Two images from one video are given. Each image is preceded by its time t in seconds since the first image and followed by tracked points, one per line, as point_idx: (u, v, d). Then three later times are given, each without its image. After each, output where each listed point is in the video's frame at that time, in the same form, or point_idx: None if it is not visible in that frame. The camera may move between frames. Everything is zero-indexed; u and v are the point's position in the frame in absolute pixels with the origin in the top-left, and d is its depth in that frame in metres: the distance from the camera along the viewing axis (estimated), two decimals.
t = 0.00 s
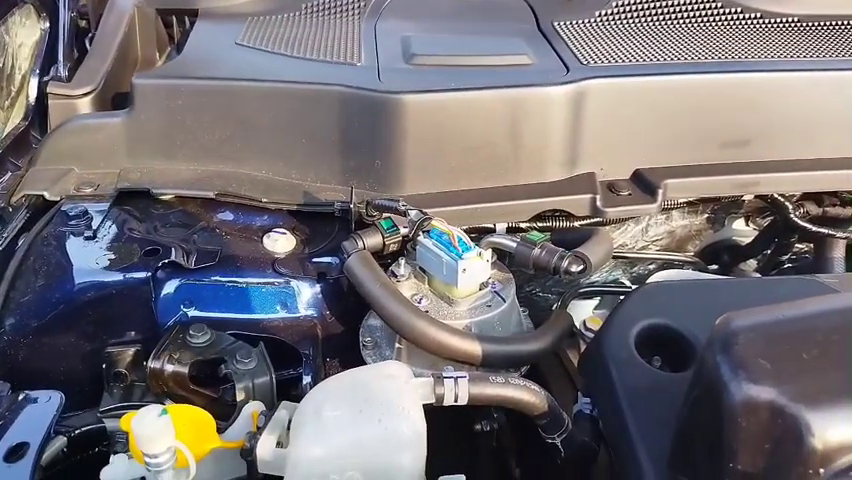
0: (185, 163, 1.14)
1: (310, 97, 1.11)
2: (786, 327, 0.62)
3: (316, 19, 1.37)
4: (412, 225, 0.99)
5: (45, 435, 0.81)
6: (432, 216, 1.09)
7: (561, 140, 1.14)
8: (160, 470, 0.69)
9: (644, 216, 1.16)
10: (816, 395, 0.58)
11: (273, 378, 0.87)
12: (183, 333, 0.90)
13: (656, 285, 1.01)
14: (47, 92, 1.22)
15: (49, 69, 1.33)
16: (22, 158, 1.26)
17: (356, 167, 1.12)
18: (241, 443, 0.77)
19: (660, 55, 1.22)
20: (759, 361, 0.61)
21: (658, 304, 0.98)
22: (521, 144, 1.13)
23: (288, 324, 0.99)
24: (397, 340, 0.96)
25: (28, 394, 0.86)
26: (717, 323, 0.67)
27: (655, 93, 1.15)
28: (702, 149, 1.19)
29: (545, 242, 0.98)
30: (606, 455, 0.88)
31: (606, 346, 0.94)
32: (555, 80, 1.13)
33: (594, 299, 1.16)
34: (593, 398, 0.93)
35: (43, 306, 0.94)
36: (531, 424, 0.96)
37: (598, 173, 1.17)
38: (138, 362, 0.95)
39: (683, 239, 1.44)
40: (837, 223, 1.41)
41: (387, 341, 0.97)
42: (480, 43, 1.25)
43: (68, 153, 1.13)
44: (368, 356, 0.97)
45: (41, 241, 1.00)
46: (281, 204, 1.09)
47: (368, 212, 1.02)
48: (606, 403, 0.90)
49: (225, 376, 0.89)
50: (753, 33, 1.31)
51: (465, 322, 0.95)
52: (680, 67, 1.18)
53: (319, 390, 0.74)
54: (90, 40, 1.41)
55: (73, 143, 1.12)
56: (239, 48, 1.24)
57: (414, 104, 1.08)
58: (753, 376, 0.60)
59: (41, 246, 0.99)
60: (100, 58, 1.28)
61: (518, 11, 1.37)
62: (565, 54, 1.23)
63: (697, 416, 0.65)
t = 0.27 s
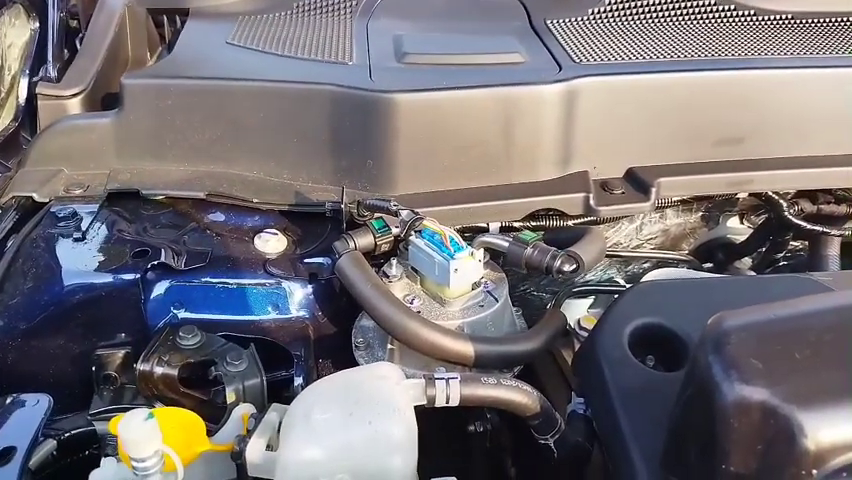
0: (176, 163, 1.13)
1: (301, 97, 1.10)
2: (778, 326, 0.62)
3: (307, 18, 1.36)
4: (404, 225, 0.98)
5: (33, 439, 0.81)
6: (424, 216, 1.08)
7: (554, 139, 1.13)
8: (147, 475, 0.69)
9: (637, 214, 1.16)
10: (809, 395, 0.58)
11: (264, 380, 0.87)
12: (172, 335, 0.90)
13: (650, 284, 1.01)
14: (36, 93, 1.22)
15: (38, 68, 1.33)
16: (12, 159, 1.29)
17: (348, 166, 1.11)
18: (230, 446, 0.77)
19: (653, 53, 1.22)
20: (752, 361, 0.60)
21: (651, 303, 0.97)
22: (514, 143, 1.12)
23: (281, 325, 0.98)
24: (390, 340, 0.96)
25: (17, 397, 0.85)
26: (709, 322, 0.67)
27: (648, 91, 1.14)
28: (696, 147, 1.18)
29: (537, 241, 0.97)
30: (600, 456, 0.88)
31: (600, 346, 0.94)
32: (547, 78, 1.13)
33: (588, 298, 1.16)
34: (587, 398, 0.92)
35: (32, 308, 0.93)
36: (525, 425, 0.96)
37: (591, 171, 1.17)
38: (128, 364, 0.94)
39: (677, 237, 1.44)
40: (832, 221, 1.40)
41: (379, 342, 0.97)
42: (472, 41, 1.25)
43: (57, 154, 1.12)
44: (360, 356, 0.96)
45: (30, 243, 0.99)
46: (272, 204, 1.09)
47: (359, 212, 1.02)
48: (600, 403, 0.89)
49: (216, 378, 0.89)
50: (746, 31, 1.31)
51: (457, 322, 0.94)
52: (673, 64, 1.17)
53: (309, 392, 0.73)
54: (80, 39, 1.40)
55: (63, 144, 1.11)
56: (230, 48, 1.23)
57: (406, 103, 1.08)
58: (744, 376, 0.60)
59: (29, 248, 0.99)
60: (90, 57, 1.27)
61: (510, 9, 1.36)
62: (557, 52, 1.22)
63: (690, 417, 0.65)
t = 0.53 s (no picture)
0: (167, 159, 1.12)
1: (292, 92, 1.09)
2: (774, 322, 0.61)
3: (300, 13, 1.35)
4: (396, 222, 0.97)
5: (20, 439, 0.80)
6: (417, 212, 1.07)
7: (549, 134, 1.12)
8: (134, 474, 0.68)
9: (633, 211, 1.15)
10: (803, 393, 0.57)
11: (255, 378, 0.86)
12: (163, 332, 0.89)
13: (645, 280, 1.00)
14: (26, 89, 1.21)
15: (28, 64, 1.32)
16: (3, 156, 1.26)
17: (341, 162, 1.10)
18: (220, 445, 0.76)
19: (648, 47, 1.21)
20: (746, 359, 0.59)
21: (646, 300, 0.97)
22: (508, 138, 1.11)
23: (273, 323, 0.97)
24: (383, 338, 0.95)
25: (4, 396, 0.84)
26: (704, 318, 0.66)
27: (643, 86, 1.13)
28: (693, 142, 1.17)
29: (531, 238, 0.96)
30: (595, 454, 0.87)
31: (594, 343, 0.93)
32: (542, 73, 1.12)
33: (584, 295, 1.15)
34: (582, 395, 0.91)
35: (21, 305, 0.93)
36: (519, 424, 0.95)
37: (586, 167, 1.16)
38: (118, 362, 0.93)
39: (673, 234, 1.43)
40: (829, 217, 1.40)
41: (372, 340, 0.96)
42: (466, 36, 1.24)
43: (48, 151, 1.11)
44: (353, 354, 0.95)
45: (19, 240, 0.99)
46: (265, 200, 1.08)
47: (352, 209, 1.00)
48: (594, 401, 0.89)
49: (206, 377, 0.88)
50: (742, 25, 1.30)
51: (451, 320, 0.93)
52: (669, 59, 1.16)
53: (300, 390, 0.72)
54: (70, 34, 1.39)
55: (53, 141, 1.11)
56: (223, 43, 1.23)
57: (400, 98, 1.07)
58: (739, 374, 0.59)
59: (19, 245, 0.98)
60: (81, 52, 1.26)
61: (504, 4, 1.35)
62: (552, 46, 1.22)
63: (684, 415, 0.64)
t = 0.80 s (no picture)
0: (153, 159, 1.11)
1: (279, 91, 1.08)
2: (762, 323, 0.60)
3: (288, 11, 1.34)
4: (384, 222, 0.96)
5: None
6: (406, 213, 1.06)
7: (539, 134, 1.11)
8: None
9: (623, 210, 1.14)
10: (792, 396, 0.56)
11: (241, 382, 0.85)
12: (147, 336, 0.88)
13: (635, 280, 0.99)
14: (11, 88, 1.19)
15: (13, 63, 1.31)
16: None
17: (329, 162, 1.09)
18: (203, 450, 0.75)
19: (639, 46, 1.20)
20: (734, 361, 0.58)
21: (637, 300, 0.96)
22: (498, 137, 1.10)
23: (261, 325, 0.96)
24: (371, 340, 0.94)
25: None
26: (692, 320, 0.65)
27: (634, 84, 1.13)
28: (683, 141, 1.16)
29: (521, 238, 0.95)
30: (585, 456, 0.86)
31: (584, 344, 0.92)
32: (533, 71, 1.11)
33: (574, 295, 1.14)
34: (572, 397, 0.91)
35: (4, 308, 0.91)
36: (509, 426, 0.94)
37: (577, 167, 1.15)
38: (102, 365, 0.92)
39: (665, 233, 1.43)
40: (820, 215, 1.40)
41: (360, 342, 0.95)
42: (455, 34, 1.23)
43: (33, 151, 1.10)
44: (341, 356, 0.95)
45: (3, 242, 0.97)
46: (252, 201, 1.07)
47: (339, 209, 0.99)
48: (584, 403, 0.88)
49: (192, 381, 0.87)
50: (734, 23, 1.29)
51: (439, 321, 0.92)
52: (659, 57, 1.15)
53: (284, 393, 0.71)
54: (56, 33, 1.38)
55: (37, 141, 1.10)
56: (210, 41, 1.22)
57: (388, 97, 1.06)
58: (727, 377, 0.58)
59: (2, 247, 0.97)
60: (67, 52, 1.25)
61: (495, 2, 1.34)
62: (542, 45, 1.21)
63: (672, 418, 0.63)
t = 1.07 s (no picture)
0: (138, 164, 1.11)
1: (264, 94, 1.07)
2: (747, 327, 0.60)
3: (274, 12, 1.34)
4: (369, 226, 0.96)
5: None
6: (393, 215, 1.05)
7: (526, 135, 1.11)
8: None
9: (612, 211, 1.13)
10: (776, 401, 0.55)
11: (225, 388, 0.85)
12: (130, 342, 0.88)
13: (623, 282, 0.99)
14: None
15: None
16: None
17: (315, 164, 1.08)
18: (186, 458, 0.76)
19: (626, 46, 1.19)
20: (718, 365, 0.58)
21: (624, 302, 0.96)
22: (485, 139, 1.10)
23: (246, 331, 0.95)
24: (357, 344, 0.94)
25: None
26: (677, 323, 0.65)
27: (622, 84, 1.12)
28: (671, 141, 1.16)
29: (507, 240, 0.94)
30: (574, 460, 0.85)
31: (571, 346, 0.92)
32: (520, 72, 1.10)
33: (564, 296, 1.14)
34: (560, 400, 0.90)
35: None
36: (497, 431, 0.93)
37: (565, 168, 1.14)
38: (85, 372, 0.92)
39: (655, 233, 1.42)
40: (809, 215, 1.39)
41: (347, 346, 0.95)
42: (442, 35, 1.22)
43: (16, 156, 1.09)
44: (328, 361, 0.94)
45: None
46: (237, 205, 1.06)
47: (325, 213, 0.99)
48: (572, 406, 0.87)
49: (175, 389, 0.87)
50: (723, 23, 1.29)
51: (425, 325, 0.92)
52: (647, 57, 1.15)
53: (267, 401, 0.71)
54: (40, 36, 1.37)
55: (21, 146, 1.09)
56: (195, 43, 1.21)
57: (375, 99, 1.06)
58: (710, 382, 0.57)
59: None
60: (51, 55, 1.24)
61: (482, 2, 1.33)
62: (529, 45, 1.20)
63: (656, 422, 0.63)
